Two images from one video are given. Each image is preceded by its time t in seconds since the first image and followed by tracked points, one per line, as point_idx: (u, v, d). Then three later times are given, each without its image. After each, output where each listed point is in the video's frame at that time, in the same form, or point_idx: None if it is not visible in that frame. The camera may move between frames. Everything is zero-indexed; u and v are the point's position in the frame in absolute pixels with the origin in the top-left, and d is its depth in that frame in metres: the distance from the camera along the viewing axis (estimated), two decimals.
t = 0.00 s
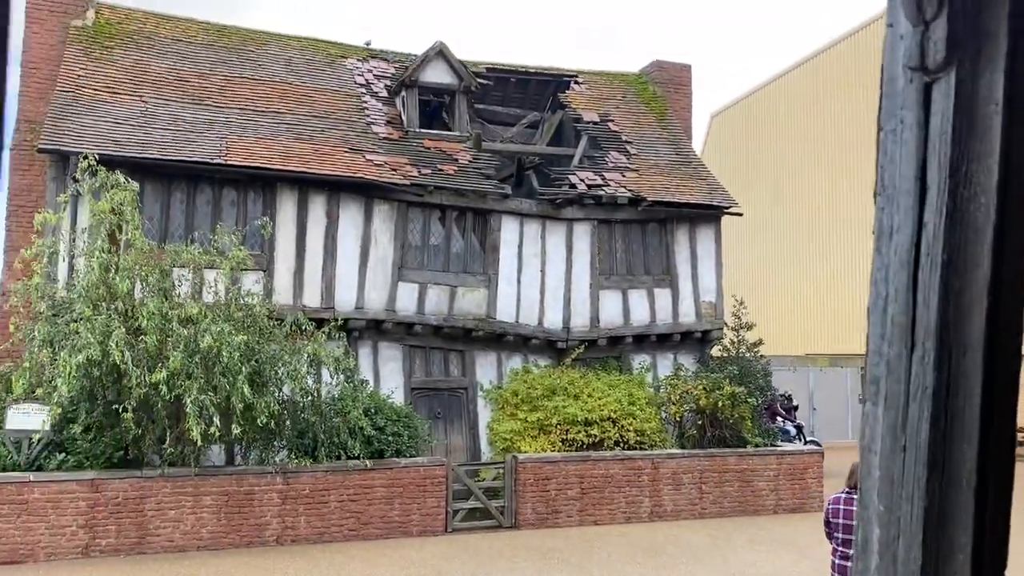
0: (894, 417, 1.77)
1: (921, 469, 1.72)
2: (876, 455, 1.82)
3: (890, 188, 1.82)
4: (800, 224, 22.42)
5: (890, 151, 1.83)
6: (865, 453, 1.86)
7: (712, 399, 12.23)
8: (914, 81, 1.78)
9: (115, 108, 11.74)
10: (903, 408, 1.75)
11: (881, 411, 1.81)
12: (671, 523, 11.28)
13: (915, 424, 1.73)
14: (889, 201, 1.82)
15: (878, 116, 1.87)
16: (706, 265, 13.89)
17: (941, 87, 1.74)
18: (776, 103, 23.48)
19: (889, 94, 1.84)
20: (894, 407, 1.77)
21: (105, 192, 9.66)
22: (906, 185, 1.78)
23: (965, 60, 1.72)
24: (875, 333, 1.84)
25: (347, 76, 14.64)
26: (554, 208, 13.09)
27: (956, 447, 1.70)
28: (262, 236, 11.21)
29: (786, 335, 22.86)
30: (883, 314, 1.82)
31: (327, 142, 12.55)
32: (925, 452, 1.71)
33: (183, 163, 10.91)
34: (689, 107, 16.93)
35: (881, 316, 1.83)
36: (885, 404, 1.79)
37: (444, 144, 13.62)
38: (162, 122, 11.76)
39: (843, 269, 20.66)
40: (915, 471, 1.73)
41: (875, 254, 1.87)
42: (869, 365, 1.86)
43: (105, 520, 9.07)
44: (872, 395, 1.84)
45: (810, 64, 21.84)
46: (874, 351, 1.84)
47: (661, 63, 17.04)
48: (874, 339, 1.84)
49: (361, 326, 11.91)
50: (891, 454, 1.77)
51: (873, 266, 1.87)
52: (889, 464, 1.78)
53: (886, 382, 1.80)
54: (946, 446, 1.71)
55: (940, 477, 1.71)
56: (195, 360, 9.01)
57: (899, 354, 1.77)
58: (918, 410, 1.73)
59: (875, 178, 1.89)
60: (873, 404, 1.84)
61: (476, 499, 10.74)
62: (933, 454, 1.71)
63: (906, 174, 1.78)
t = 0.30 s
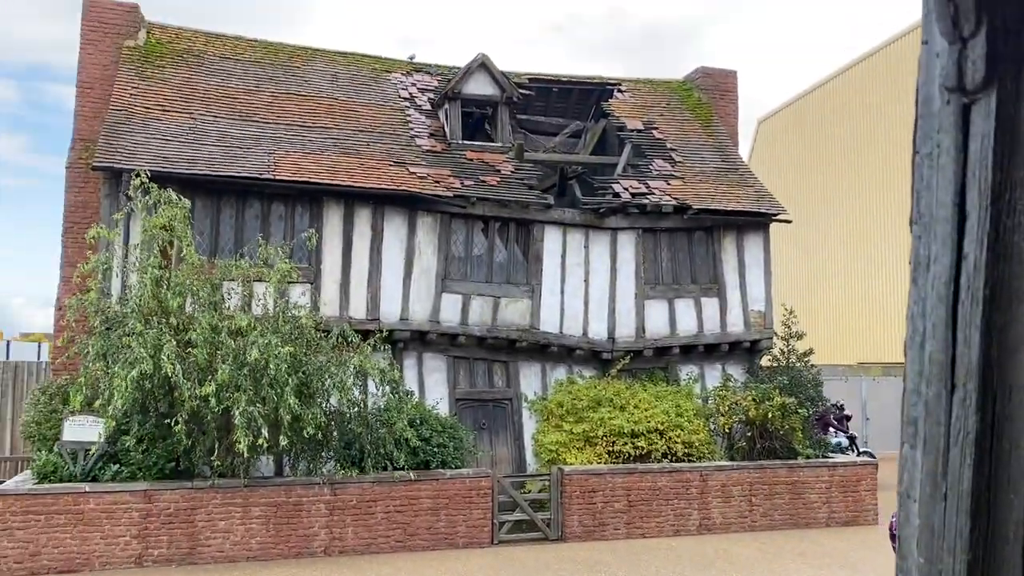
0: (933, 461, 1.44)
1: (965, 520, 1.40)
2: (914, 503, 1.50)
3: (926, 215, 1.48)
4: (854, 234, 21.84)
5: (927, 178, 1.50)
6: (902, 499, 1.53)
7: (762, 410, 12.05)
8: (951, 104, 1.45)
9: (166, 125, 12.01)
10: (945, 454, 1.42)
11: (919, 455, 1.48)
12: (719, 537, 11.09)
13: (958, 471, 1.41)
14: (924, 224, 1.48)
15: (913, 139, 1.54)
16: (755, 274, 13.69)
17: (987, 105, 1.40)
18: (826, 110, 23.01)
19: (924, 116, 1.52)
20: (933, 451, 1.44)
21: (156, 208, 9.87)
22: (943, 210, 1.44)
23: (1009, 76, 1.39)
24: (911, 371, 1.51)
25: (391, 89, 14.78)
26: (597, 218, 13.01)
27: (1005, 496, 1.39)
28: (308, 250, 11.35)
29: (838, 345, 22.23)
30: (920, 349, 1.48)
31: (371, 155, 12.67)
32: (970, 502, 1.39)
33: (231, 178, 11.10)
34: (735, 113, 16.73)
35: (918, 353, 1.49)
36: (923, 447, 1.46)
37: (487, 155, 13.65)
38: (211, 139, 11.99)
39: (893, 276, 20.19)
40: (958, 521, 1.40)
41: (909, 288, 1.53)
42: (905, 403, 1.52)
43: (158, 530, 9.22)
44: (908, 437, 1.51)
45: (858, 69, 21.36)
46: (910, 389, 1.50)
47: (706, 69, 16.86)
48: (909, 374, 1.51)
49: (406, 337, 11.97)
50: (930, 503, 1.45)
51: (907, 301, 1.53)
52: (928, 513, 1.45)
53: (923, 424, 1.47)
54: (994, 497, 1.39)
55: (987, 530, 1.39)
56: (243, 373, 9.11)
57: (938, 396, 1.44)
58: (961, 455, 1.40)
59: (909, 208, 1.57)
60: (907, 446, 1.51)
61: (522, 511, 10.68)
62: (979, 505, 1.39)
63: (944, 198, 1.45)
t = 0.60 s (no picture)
0: (914, 491, 1.46)
1: (943, 549, 1.39)
2: (899, 532, 1.51)
3: (906, 242, 1.54)
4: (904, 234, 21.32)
5: (907, 203, 1.55)
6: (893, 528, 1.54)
7: (802, 417, 11.89)
8: (928, 129, 1.47)
9: (206, 138, 12.23)
10: (924, 483, 1.44)
11: (903, 483, 1.50)
12: (759, 545, 10.95)
13: (935, 502, 1.41)
14: (905, 251, 1.54)
15: (893, 163, 1.60)
16: (795, 279, 13.51)
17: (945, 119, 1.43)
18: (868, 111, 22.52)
19: (903, 140, 1.57)
20: (914, 481, 1.46)
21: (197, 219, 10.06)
22: (920, 239, 1.48)
23: (984, 102, 1.40)
24: (895, 400, 1.54)
25: (427, 98, 14.88)
26: (633, 224, 12.93)
27: (982, 529, 1.36)
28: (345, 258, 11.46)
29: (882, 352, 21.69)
30: (904, 378, 1.52)
31: (406, 164, 12.77)
32: (946, 532, 1.38)
33: (270, 189, 11.27)
34: (773, 116, 16.54)
35: (901, 381, 1.53)
36: (904, 476, 1.49)
37: (522, 163, 13.67)
38: (250, 150, 12.19)
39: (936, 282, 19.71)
40: (936, 551, 1.40)
41: (892, 316, 1.59)
42: (891, 433, 1.56)
43: (199, 536, 9.36)
44: (893, 466, 1.54)
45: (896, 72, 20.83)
46: (893, 419, 1.54)
47: (744, 73, 16.70)
48: (894, 405, 1.55)
49: (443, 344, 12.03)
50: (911, 533, 1.45)
51: (890, 328, 1.59)
52: (910, 544, 1.46)
53: (904, 452, 1.50)
54: (971, 529, 1.37)
55: (965, 563, 1.37)
56: (282, 381, 9.21)
57: (918, 423, 1.46)
58: (937, 484, 1.41)
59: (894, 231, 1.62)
60: (894, 475, 1.54)
61: (559, 519, 10.64)
62: (956, 536, 1.38)
63: (920, 228, 1.49)
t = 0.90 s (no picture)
0: (891, 478, 1.34)
1: (920, 535, 1.27)
2: (879, 518, 1.39)
3: (883, 226, 1.39)
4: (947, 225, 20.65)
5: (885, 190, 1.39)
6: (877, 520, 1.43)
7: (822, 416, 11.83)
8: (904, 115, 1.33)
9: (226, 139, 12.33)
10: (902, 469, 1.31)
11: (880, 471, 1.38)
12: (781, 545, 10.89)
13: (912, 488, 1.29)
14: (882, 238, 1.40)
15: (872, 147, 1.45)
16: (815, 277, 13.41)
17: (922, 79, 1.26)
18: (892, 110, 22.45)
19: (881, 127, 1.42)
20: (891, 468, 1.35)
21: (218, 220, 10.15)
22: (896, 226, 1.34)
23: (957, 83, 1.24)
24: (873, 388, 1.42)
25: (445, 98, 14.92)
26: (652, 222, 12.90)
27: (958, 516, 1.22)
28: (365, 259, 11.53)
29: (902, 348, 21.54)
30: (880, 366, 1.39)
31: (424, 164, 12.81)
32: (922, 519, 1.26)
33: (290, 190, 11.34)
34: (793, 114, 16.43)
35: (879, 368, 1.40)
36: (882, 465, 1.37)
37: (540, 162, 13.66)
38: (269, 151, 12.28)
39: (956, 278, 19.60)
40: (912, 538, 1.28)
41: (872, 300, 1.44)
42: (869, 420, 1.44)
43: (221, 534, 9.45)
44: (870, 453, 1.41)
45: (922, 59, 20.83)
46: (871, 406, 1.42)
47: (763, 70, 16.59)
48: (874, 392, 1.42)
49: (461, 344, 12.06)
50: (890, 520, 1.34)
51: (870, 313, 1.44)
52: (889, 531, 1.34)
53: (883, 439, 1.38)
54: (948, 517, 1.24)
55: (942, 547, 1.24)
56: (302, 380, 9.27)
57: (895, 411, 1.34)
58: (915, 470, 1.28)
59: (873, 219, 1.47)
60: (871, 464, 1.42)
61: (578, 518, 10.64)
62: (933, 522, 1.25)
63: (897, 215, 1.34)
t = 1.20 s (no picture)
0: (878, 453, 1.72)
1: (906, 509, 1.66)
2: (863, 494, 1.77)
3: (872, 205, 1.76)
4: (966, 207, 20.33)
5: (873, 166, 1.77)
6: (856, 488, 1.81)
7: (823, 410, 11.85)
8: (891, 91, 1.71)
9: (228, 134, 12.34)
10: (889, 445, 1.70)
11: (868, 447, 1.76)
12: (781, 538, 10.91)
13: (899, 462, 1.68)
14: (870, 216, 1.76)
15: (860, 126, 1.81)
16: (816, 270, 13.40)
17: (915, 108, 1.67)
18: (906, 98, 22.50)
19: (868, 104, 1.79)
20: (878, 443, 1.73)
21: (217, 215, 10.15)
22: (884, 202, 1.72)
23: (943, 65, 1.64)
24: (860, 361, 1.79)
25: (445, 93, 14.92)
26: (652, 217, 12.91)
27: (944, 488, 1.63)
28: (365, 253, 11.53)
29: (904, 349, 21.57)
30: (868, 344, 1.76)
31: (425, 159, 12.82)
32: (909, 493, 1.66)
33: (291, 185, 11.35)
34: (794, 107, 16.43)
35: (865, 346, 1.77)
36: (869, 439, 1.75)
37: (541, 157, 13.67)
38: (271, 146, 12.30)
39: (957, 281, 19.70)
40: (899, 512, 1.67)
41: (857, 278, 1.82)
42: (856, 396, 1.80)
43: (223, 528, 9.48)
44: (859, 428, 1.78)
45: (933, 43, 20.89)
46: (859, 382, 1.78)
47: (763, 64, 16.57)
48: (860, 368, 1.79)
49: (462, 338, 12.07)
50: (876, 494, 1.72)
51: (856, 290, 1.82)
52: (874, 505, 1.73)
53: (870, 416, 1.75)
54: (933, 489, 1.64)
55: (928, 520, 1.64)
56: (303, 374, 9.27)
57: (883, 386, 1.72)
58: (901, 445, 1.68)
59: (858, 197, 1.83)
60: (859, 439, 1.79)
61: (579, 511, 10.65)
62: (919, 495, 1.65)
63: (884, 191, 1.73)
